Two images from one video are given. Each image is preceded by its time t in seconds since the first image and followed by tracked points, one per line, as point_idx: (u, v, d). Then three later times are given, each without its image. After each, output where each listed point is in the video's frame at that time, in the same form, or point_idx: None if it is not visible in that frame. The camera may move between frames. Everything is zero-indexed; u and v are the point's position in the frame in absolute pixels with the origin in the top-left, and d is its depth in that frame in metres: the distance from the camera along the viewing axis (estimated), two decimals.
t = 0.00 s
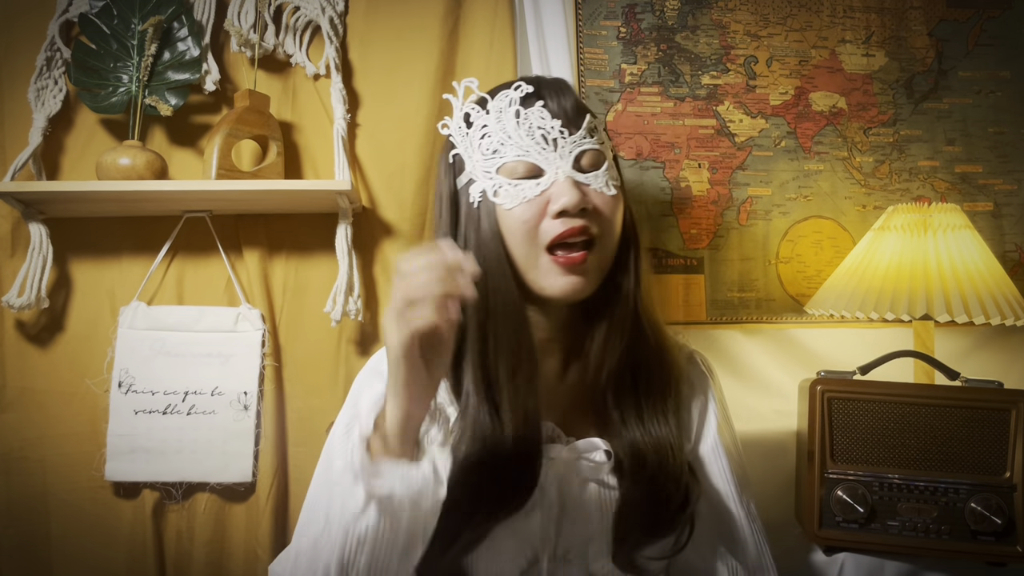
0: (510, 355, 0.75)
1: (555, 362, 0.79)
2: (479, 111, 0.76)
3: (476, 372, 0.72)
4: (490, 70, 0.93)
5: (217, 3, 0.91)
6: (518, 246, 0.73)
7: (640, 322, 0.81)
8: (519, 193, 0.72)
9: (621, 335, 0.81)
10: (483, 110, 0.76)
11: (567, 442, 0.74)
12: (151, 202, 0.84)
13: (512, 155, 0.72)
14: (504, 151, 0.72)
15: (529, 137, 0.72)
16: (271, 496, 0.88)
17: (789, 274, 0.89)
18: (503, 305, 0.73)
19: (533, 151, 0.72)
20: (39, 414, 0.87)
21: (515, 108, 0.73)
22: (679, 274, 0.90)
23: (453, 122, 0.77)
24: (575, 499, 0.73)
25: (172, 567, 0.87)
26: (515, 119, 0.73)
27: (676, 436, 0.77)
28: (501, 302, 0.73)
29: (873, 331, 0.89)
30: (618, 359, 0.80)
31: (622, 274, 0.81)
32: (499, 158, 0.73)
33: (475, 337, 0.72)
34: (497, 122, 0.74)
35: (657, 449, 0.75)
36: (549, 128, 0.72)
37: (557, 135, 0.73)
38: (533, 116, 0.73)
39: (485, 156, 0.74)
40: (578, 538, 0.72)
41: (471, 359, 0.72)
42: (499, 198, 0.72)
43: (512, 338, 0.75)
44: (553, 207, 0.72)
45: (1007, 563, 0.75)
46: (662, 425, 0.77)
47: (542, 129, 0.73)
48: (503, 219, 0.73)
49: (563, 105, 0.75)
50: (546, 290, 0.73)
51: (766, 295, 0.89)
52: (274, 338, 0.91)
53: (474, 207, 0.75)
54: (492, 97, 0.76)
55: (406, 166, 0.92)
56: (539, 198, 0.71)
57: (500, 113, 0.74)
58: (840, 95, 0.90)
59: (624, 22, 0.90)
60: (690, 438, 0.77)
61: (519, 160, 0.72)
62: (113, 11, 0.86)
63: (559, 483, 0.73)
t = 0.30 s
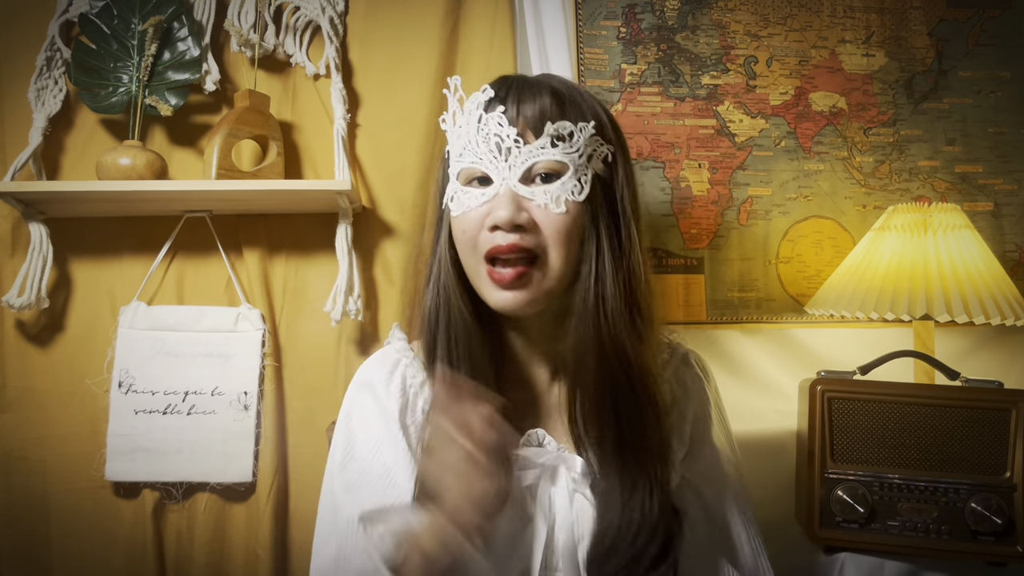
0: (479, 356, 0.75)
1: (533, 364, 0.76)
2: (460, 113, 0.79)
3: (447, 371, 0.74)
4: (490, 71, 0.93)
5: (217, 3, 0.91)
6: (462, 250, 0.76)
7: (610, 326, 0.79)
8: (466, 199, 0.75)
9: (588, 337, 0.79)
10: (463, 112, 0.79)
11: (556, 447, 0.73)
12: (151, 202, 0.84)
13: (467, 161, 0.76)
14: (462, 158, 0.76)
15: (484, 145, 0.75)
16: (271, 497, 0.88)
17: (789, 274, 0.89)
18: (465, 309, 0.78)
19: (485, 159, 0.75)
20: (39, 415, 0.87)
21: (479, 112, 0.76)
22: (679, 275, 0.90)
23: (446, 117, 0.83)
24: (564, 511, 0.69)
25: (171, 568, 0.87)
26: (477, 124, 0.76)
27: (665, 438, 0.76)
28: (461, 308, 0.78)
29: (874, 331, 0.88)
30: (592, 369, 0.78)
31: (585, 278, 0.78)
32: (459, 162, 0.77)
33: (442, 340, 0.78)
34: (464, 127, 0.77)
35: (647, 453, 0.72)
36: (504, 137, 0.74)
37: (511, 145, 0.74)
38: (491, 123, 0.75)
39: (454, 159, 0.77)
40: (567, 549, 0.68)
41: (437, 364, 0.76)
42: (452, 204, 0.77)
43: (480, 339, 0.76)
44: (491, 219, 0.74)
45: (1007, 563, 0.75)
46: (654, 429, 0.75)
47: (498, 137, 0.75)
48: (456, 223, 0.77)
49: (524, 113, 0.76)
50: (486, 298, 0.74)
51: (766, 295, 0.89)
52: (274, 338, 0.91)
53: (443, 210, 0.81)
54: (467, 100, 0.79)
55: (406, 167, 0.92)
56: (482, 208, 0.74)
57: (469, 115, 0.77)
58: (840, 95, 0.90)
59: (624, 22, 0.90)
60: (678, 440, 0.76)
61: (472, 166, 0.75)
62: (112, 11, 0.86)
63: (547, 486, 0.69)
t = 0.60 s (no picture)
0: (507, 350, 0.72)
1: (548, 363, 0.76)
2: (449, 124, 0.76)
3: (472, 365, 0.71)
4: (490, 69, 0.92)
5: (217, 3, 0.91)
6: (481, 250, 0.72)
7: (611, 308, 0.73)
8: (479, 199, 0.71)
9: (589, 326, 0.72)
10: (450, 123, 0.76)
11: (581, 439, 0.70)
12: (150, 202, 0.84)
13: (472, 162, 0.72)
14: (466, 160, 0.72)
15: (486, 143, 0.71)
16: (270, 497, 0.88)
17: (789, 274, 0.89)
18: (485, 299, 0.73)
19: (490, 155, 0.71)
20: (39, 414, 0.87)
21: (473, 115, 0.73)
22: (680, 274, 0.89)
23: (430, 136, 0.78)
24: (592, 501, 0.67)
25: (171, 568, 0.87)
26: (473, 126, 0.73)
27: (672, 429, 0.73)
28: (480, 296, 0.73)
29: (875, 331, 0.89)
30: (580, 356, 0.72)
31: (589, 260, 0.72)
32: (462, 166, 0.73)
33: (462, 333, 0.73)
34: (458, 133, 0.74)
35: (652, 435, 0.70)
36: (504, 131, 0.71)
37: (513, 138, 0.71)
38: (488, 121, 0.72)
39: (453, 166, 0.73)
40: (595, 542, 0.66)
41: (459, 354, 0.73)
42: (463, 207, 0.72)
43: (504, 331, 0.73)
44: (511, 209, 0.69)
45: (1006, 563, 0.75)
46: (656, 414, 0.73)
47: (498, 133, 0.71)
48: (469, 227, 0.72)
49: (518, 110, 0.73)
50: (514, 288, 0.70)
51: (766, 295, 0.89)
52: (274, 338, 0.91)
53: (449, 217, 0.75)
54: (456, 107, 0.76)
55: (406, 166, 0.92)
56: (497, 202, 0.70)
57: (461, 122, 0.74)
58: (840, 95, 0.90)
59: (624, 22, 0.90)
60: (685, 435, 0.73)
61: (479, 165, 0.71)
62: (112, 10, 0.85)
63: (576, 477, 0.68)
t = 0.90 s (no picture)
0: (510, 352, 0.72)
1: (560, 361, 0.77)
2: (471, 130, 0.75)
3: (474, 364, 0.71)
4: (490, 68, 0.91)
5: (217, 3, 0.91)
6: (506, 258, 0.71)
7: (630, 312, 0.75)
8: (504, 209, 0.70)
9: (609, 330, 0.74)
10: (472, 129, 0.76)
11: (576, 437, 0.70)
12: (150, 202, 0.84)
13: (498, 171, 0.71)
14: (491, 168, 0.71)
15: (511, 152, 0.71)
16: (270, 497, 0.87)
17: (789, 273, 0.89)
18: (495, 298, 0.73)
19: (516, 165, 0.70)
20: (39, 414, 0.87)
21: (499, 124, 0.72)
22: (680, 274, 0.89)
23: (451, 140, 0.77)
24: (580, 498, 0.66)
25: (172, 568, 0.87)
26: (499, 135, 0.72)
27: (671, 434, 0.71)
28: (496, 301, 0.73)
29: (873, 331, 0.90)
30: (599, 355, 0.73)
31: (613, 266, 0.75)
32: (486, 174, 0.72)
33: (469, 332, 0.73)
34: (482, 141, 0.73)
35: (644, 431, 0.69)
36: (531, 142, 0.70)
37: (539, 148, 0.70)
38: (515, 131, 0.71)
39: (476, 173, 0.73)
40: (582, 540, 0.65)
41: (463, 353, 0.73)
42: (488, 214, 0.71)
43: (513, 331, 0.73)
44: (536, 219, 0.69)
45: (1006, 563, 0.75)
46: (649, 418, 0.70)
47: (524, 144, 0.71)
48: (494, 234, 0.72)
49: (542, 119, 0.73)
50: (540, 295, 0.70)
51: (766, 295, 0.89)
52: (274, 338, 0.91)
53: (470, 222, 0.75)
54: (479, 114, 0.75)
55: (406, 166, 0.92)
56: (523, 212, 0.69)
57: (485, 129, 0.73)
58: (840, 95, 0.90)
59: (624, 22, 0.90)
60: (685, 439, 0.71)
61: (505, 175, 0.71)
62: (113, 11, 0.85)
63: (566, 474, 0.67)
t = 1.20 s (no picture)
0: (483, 361, 0.72)
1: (538, 367, 0.77)
2: (442, 131, 0.75)
3: (447, 375, 0.71)
4: (490, 68, 0.91)
5: (217, 3, 0.91)
6: (481, 263, 0.71)
7: (606, 315, 0.73)
8: (475, 213, 0.70)
9: (581, 333, 0.73)
10: (443, 129, 0.75)
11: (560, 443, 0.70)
12: (150, 202, 0.84)
13: (467, 174, 0.71)
14: (461, 171, 0.71)
15: (481, 154, 0.70)
16: (270, 497, 0.87)
17: (789, 273, 0.89)
18: (467, 309, 0.74)
19: (485, 169, 0.70)
20: (39, 414, 0.87)
21: (467, 125, 0.72)
22: (680, 275, 0.89)
23: (424, 140, 0.77)
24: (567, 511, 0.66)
25: (171, 568, 0.87)
26: (468, 137, 0.72)
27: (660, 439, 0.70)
28: (466, 310, 0.74)
29: (873, 331, 0.90)
30: (574, 360, 0.72)
31: (586, 268, 0.73)
32: (457, 177, 0.72)
33: (443, 341, 0.73)
34: (452, 143, 0.73)
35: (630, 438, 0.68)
36: (500, 143, 0.70)
37: (509, 150, 0.70)
38: (484, 132, 0.71)
39: (447, 175, 0.73)
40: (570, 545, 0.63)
41: (439, 363, 0.73)
42: (459, 219, 0.71)
43: (486, 340, 0.74)
44: (507, 224, 0.68)
45: (1006, 563, 0.75)
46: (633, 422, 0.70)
47: (494, 145, 0.71)
48: (469, 239, 0.72)
49: (511, 118, 0.73)
50: (514, 301, 0.70)
51: (766, 295, 0.89)
52: (274, 338, 0.91)
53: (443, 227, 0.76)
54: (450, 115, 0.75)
55: (407, 166, 0.92)
56: (495, 216, 0.69)
57: (455, 131, 0.73)
58: (840, 95, 0.90)
59: (624, 22, 0.90)
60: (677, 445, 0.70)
61: (474, 178, 0.70)
62: (112, 11, 0.85)
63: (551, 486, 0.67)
